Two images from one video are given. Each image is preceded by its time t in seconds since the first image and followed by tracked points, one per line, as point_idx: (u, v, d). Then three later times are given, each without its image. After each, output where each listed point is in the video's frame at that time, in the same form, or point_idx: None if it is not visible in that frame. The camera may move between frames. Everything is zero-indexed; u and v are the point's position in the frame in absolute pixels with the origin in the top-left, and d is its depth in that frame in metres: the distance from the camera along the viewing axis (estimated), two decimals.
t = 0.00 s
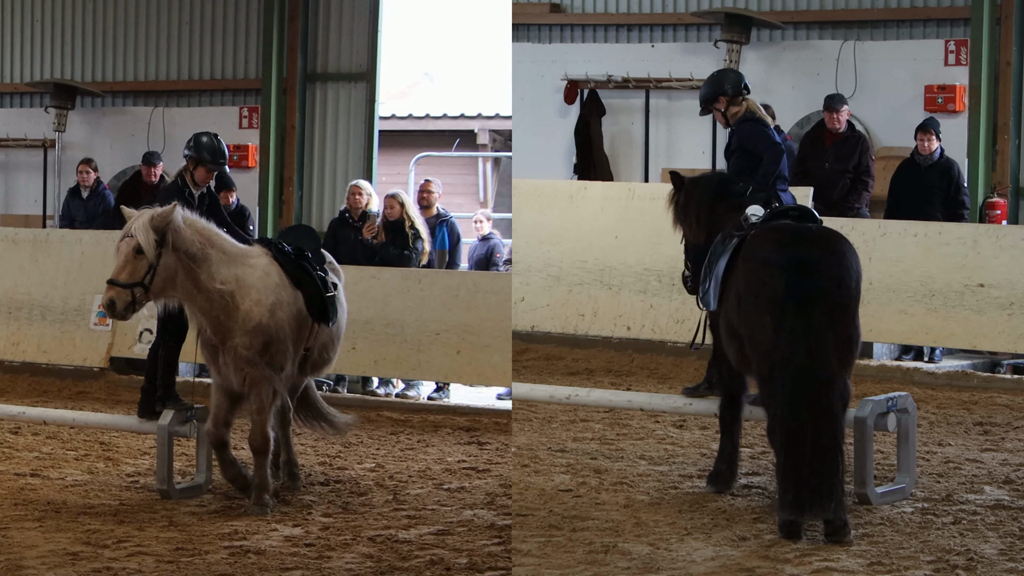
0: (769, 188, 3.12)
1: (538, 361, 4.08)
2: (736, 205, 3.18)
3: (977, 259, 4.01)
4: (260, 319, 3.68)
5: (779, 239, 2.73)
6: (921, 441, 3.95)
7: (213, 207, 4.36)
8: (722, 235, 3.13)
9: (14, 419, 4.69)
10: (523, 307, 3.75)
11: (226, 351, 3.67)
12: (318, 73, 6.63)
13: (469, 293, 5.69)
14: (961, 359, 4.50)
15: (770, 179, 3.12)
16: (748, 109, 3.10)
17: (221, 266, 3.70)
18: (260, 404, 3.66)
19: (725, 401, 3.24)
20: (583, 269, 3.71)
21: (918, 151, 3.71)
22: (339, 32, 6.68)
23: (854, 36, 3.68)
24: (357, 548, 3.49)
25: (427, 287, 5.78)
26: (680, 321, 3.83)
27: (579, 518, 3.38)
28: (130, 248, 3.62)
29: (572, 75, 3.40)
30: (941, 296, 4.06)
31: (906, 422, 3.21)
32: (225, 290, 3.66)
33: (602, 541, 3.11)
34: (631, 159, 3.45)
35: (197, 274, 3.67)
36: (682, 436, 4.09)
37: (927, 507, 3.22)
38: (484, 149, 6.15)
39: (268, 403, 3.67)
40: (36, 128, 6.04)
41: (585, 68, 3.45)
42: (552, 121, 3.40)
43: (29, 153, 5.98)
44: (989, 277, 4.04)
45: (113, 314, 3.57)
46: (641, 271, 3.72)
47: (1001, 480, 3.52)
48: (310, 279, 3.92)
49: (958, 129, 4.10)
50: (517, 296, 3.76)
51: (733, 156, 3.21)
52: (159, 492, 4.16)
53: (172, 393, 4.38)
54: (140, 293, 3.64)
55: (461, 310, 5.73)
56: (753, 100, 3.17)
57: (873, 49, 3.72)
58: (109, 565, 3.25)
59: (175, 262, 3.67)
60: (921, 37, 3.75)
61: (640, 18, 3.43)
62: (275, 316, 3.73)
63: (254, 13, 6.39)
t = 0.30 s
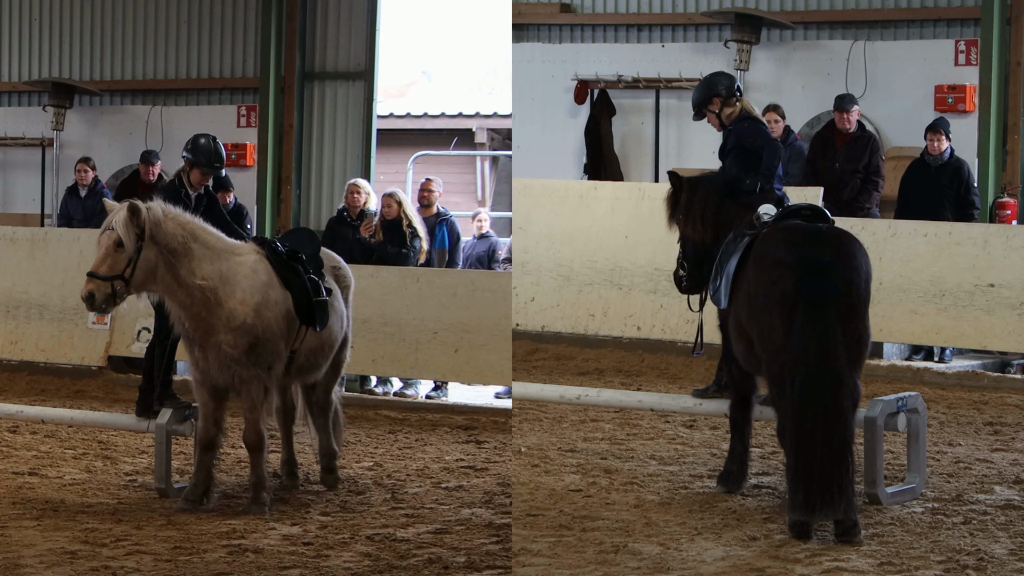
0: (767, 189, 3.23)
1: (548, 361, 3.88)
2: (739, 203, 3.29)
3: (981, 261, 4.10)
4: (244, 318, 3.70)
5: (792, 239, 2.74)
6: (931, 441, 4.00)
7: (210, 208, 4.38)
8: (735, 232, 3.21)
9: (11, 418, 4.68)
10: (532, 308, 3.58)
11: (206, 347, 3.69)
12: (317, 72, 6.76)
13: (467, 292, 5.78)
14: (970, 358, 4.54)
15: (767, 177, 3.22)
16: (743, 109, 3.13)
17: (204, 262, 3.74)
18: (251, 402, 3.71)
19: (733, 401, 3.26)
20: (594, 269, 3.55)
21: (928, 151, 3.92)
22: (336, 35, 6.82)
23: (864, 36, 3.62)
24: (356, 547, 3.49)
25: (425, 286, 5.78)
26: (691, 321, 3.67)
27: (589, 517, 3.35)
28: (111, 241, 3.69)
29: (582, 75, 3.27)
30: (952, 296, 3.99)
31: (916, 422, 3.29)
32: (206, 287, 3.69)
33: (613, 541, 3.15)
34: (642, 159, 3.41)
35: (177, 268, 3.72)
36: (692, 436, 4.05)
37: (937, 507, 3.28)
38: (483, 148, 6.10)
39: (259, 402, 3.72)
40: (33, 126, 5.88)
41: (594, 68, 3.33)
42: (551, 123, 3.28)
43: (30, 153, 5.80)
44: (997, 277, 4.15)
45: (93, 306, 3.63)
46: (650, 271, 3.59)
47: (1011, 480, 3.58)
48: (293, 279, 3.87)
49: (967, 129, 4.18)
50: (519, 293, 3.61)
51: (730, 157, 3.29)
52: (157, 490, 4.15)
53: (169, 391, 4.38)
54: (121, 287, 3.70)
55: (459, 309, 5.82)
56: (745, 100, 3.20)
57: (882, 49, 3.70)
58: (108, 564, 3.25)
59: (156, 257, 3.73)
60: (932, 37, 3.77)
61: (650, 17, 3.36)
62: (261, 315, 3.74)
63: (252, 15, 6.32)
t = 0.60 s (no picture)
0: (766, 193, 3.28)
1: (557, 362, 3.84)
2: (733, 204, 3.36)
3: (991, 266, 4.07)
4: (227, 317, 3.74)
5: (799, 239, 2.76)
6: (941, 442, 4.04)
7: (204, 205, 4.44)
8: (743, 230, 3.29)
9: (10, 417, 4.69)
10: (542, 308, 3.48)
11: (190, 341, 3.73)
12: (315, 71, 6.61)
13: (467, 292, 5.73)
14: (982, 358, 4.78)
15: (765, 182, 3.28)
16: (738, 109, 3.15)
17: (189, 258, 3.77)
18: (239, 399, 3.76)
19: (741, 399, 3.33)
20: (604, 270, 3.51)
21: (939, 149, 4.14)
22: (334, 35, 6.69)
23: (874, 36, 3.63)
24: (354, 546, 3.51)
25: (423, 284, 5.78)
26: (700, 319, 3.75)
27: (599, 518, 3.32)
28: (105, 225, 3.70)
29: (592, 75, 3.24)
30: (962, 296, 4.13)
31: (926, 422, 3.35)
32: (191, 280, 3.73)
33: (623, 541, 3.11)
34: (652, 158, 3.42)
35: (165, 259, 3.75)
36: (702, 436, 4.10)
37: (948, 508, 3.32)
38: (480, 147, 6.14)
39: (248, 400, 3.78)
40: (31, 126, 5.94)
41: (605, 68, 3.30)
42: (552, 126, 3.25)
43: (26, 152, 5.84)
44: (1008, 278, 4.13)
45: (82, 287, 3.63)
46: (659, 271, 3.63)
47: (1020, 480, 3.62)
48: (280, 276, 3.89)
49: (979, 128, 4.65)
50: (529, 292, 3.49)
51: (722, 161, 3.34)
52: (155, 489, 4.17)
53: (167, 392, 4.46)
54: (111, 272, 3.71)
55: (458, 309, 5.79)
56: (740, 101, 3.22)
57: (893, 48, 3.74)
58: (106, 563, 3.25)
59: (146, 243, 3.75)
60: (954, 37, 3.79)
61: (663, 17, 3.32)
62: (244, 314, 3.77)
63: (249, 17, 6.29)
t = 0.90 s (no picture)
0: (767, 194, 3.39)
1: (569, 362, 3.78)
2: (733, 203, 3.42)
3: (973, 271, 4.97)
4: (217, 317, 3.79)
5: (800, 240, 2.81)
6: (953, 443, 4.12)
7: (198, 202, 4.47)
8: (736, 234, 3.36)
9: (9, 416, 4.69)
10: (553, 308, 3.25)
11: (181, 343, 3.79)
12: (312, 70, 6.62)
13: (464, 290, 5.74)
14: (992, 359, 5.55)
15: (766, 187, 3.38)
16: (737, 111, 3.20)
17: (179, 260, 3.84)
18: (231, 399, 3.81)
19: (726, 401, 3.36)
20: (615, 270, 3.40)
21: (947, 151, 4.69)
22: (332, 32, 6.69)
23: (884, 35, 3.69)
24: (352, 545, 3.51)
25: (421, 284, 5.80)
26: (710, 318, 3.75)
27: (609, 517, 3.21)
28: (96, 231, 3.76)
29: (601, 75, 3.05)
30: (970, 295, 5.02)
31: (936, 422, 3.30)
32: (181, 283, 3.79)
33: (633, 541, 2.94)
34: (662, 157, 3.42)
35: (154, 262, 3.82)
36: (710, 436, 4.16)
37: (957, 508, 3.30)
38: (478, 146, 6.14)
39: (240, 400, 3.83)
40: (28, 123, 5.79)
41: (614, 68, 3.11)
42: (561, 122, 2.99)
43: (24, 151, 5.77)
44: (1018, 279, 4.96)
45: (73, 295, 3.72)
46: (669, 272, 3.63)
47: None
48: (267, 272, 3.92)
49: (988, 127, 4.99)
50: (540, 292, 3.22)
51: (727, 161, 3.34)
52: (154, 488, 4.18)
53: (163, 391, 4.46)
54: (103, 278, 3.78)
55: (455, 308, 5.80)
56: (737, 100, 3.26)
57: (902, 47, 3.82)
58: (103, 562, 3.25)
59: (135, 249, 3.82)
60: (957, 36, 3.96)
61: (671, 17, 3.18)
62: (233, 313, 3.82)
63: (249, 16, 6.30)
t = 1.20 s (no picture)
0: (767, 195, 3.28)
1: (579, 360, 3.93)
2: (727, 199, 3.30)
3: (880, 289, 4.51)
4: (212, 318, 3.80)
5: (803, 241, 2.76)
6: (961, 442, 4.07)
7: (197, 201, 4.46)
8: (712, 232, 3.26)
9: (8, 416, 4.70)
10: (562, 308, 3.57)
11: (179, 344, 3.81)
12: (310, 69, 6.71)
13: (461, 289, 5.74)
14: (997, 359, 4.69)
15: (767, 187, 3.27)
16: (742, 108, 3.17)
17: (174, 262, 3.85)
18: (228, 398, 3.82)
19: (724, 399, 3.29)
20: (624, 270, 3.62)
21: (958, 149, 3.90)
22: (330, 31, 6.75)
23: (895, 36, 3.41)
24: (349, 544, 3.52)
25: (419, 283, 5.81)
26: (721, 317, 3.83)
27: (619, 517, 3.25)
28: (92, 240, 3.72)
29: (613, 75, 3.26)
30: (981, 294, 3.98)
31: (946, 422, 3.37)
32: (177, 286, 3.80)
33: (643, 541, 3.06)
34: (672, 155, 3.50)
35: (150, 266, 3.82)
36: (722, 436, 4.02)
37: (968, 507, 3.29)
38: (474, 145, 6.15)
39: (237, 399, 3.84)
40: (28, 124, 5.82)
41: (622, 68, 3.31)
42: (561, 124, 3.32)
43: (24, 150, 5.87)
44: None
45: (74, 306, 3.70)
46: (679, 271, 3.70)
47: None
48: (261, 272, 3.92)
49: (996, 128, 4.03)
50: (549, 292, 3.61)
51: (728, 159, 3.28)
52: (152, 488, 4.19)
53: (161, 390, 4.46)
54: (102, 286, 3.75)
55: (452, 307, 5.77)
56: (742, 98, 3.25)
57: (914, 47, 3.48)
58: (101, 561, 3.26)
59: (130, 254, 3.80)
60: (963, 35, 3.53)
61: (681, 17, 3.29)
62: (228, 313, 3.83)
63: (246, 16, 6.31)
